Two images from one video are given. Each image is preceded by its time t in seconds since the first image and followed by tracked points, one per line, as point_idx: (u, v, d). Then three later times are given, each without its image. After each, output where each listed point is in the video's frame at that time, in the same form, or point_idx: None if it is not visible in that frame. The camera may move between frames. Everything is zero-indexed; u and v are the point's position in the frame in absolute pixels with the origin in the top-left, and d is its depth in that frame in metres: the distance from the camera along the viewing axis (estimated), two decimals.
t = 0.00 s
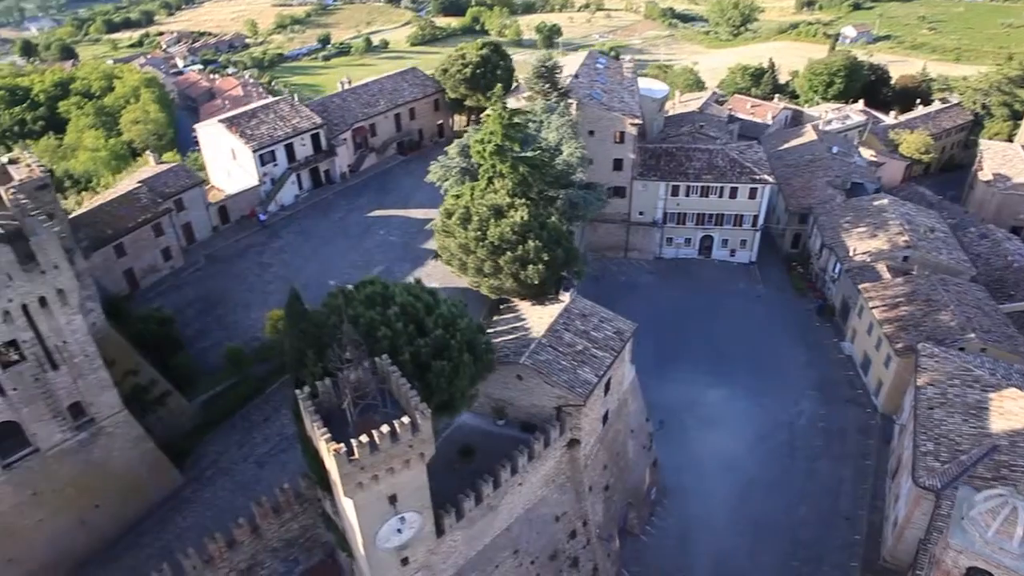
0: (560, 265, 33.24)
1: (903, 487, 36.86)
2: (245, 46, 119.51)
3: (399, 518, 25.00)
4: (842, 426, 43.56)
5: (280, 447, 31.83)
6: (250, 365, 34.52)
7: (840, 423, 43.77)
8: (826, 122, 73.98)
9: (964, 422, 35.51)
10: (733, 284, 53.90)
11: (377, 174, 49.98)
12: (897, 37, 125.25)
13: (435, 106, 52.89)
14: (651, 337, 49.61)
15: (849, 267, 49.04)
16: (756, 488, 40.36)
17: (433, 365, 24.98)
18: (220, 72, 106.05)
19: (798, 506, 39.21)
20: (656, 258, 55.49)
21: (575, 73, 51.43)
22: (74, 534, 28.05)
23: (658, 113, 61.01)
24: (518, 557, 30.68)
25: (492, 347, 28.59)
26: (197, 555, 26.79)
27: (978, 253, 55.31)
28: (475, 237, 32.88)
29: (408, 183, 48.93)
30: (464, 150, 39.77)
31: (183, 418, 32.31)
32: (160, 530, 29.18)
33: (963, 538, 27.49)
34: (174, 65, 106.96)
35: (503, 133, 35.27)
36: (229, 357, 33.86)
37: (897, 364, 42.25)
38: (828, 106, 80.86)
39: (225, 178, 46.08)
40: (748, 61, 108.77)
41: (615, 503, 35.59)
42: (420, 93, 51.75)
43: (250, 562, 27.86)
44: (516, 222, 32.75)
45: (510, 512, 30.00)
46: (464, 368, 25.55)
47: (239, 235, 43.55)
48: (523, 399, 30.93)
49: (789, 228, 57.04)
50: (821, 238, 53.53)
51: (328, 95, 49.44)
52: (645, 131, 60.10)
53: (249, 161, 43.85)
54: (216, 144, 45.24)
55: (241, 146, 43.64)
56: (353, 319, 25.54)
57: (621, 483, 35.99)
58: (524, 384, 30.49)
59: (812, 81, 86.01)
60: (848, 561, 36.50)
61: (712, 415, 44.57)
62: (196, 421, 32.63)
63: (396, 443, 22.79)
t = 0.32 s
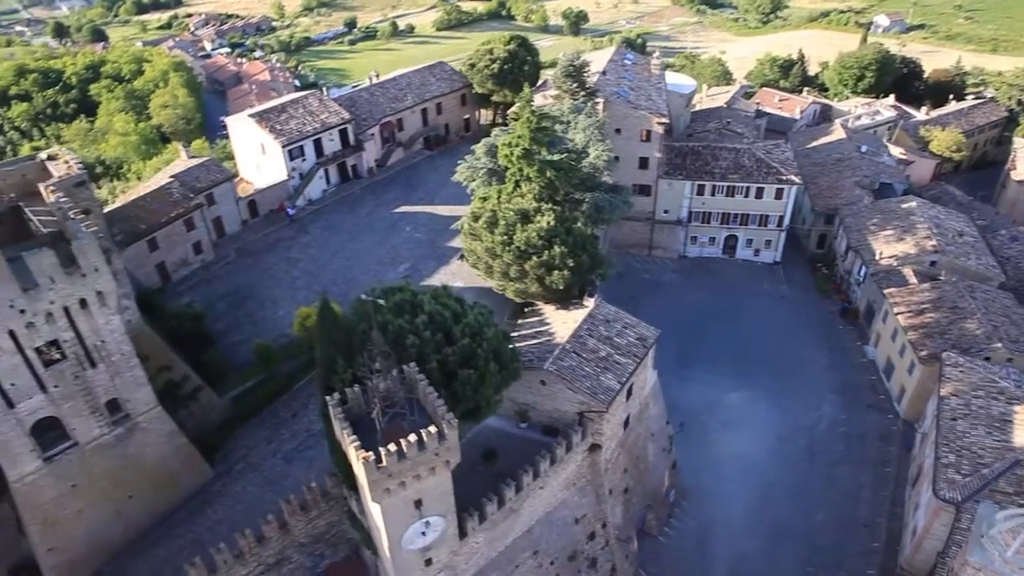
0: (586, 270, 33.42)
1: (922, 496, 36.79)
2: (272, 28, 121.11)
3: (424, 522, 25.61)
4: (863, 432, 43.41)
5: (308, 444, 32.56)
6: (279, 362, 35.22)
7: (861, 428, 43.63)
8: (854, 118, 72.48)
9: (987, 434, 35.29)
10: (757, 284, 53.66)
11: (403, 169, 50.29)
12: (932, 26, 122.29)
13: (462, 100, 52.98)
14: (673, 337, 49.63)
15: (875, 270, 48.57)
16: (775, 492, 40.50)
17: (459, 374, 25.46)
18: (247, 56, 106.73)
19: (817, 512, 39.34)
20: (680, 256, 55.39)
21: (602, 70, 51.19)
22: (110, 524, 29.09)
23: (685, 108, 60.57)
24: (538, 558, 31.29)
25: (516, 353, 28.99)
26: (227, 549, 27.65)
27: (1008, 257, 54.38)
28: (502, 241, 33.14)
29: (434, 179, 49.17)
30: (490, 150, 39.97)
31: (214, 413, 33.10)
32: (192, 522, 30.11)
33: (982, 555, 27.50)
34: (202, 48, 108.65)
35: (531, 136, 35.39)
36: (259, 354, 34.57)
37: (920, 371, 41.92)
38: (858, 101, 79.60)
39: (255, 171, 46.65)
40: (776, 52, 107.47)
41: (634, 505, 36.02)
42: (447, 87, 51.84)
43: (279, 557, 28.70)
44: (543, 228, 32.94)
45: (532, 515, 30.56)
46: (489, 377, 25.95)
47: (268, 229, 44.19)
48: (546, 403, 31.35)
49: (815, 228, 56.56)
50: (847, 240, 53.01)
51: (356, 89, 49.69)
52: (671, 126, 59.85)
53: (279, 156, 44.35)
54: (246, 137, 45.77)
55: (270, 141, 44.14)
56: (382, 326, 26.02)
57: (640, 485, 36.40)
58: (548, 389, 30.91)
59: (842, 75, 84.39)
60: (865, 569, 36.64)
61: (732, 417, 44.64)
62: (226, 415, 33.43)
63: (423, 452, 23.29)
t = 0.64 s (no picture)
0: (610, 277, 33.65)
1: (941, 507, 36.71)
2: (298, 13, 124.00)
3: (447, 526, 26.22)
4: (883, 440, 43.18)
5: (333, 442, 33.29)
6: (306, 360, 35.90)
7: (881, 436, 43.40)
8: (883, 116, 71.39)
9: (1010, 449, 35.12)
10: (780, 285, 53.38)
11: (429, 166, 50.60)
12: (968, 17, 119.29)
13: (488, 97, 53.14)
14: (695, 338, 49.50)
15: (900, 276, 48.07)
16: (793, 498, 40.49)
17: (484, 383, 25.97)
18: (275, 44, 107.79)
19: (835, 518, 39.33)
20: (703, 256, 55.27)
21: (629, 68, 50.90)
22: (143, 516, 30.08)
23: (712, 106, 60.14)
24: (556, 560, 31.89)
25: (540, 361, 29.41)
26: (255, 545, 28.50)
27: None
28: (527, 247, 33.52)
29: (459, 176, 49.43)
30: (517, 152, 40.18)
31: (243, 409, 33.88)
32: (221, 516, 31.03)
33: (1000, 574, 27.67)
34: (229, 32, 110.66)
35: (558, 142, 35.52)
36: (286, 352, 35.29)
37: (944, 381, 41.54)
38: (888, 97, 78.29)
39: (283, 167, 47.25)
40: (805, 44, 105.98)
41: (651, 508, 36.43)
42: (474, 84, 51.98)
43: (304, 553, 29.51)
44: (568, 235, 33.21)
45: (551, 518, 31.09)
46: (513, 387, 26.43)
47: (295, 225, 44.82)
48: (568, 409, 31.78)
49: (840, 230, 56.07)
50: (872, 244, 52.46)
51: (383, 85, 49.94)
52: (697, 124, 59.55)
53: (307, 152, 44.84)
54: (275, 133, 46.28)
55: (298, 137, 44.64)
56: (409, 335, 26.57)
57: (658, 489, 36.77)
58: (570, 395, 31.33)
59: (871, 70, 83.22)
60: None
61: (752, 421, 44.57)
62: (255, 411, 34.22)
63: (448, 460, 23.82)
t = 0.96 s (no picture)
0: (632, 286, 33.90)
1: (959, 520, 36.50)
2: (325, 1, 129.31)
3: (468, 530, 26.79)
4: (902, 449, 42.70)
5: (357, 442, 34.00)
6: (330, 359, 36.53)
7: (900, 445, 42.90)
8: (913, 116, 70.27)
9: None
10: (803, 289, 53.02)
11: (453, 163, 50.89)
12: (1005, 11, 116.36)
13: (513, 94, 53.43)
14: (716, 340, 49.29)
15: (924, 283, 47.59)
16: (810, 505, 40.38)
17: (508, 394, 26.47)
18: (301, 30, 108.36)
19: (851, 526, 39.17)
20: (725, 258, 55.10)
21: (656, 69, 50.72)
22: (173, 509, 31.00)
23: (738, 105, 59.77)
24: (573, 562, 32.41)
25: (562, 369, 29.76)
26: (281, 542, 29.23)
27: None
28: (551, 254, 33.88)
29: (483, 175, 49.67)
30: (542, 156, 40.37)
31: (270, 406, 34.60)
32: (248, 511, 31.85)
33: None
34: (255, 18, 112.84)
35: (584, 149, 35.73)
36: (313, 351, 35.99)
37: (965, 393, 41.02)
38: (919, 96, 76.92)
39: (311, 163, 47.71)
40: (835, 38, 104.32)
41: (668, 513, 36.76)
42: (500, 82, 52.27)
43: (328, 550, 30.21)
44: (592, 243, 33.46)
45: (570, 522, 31.58)
46: (536, 398, 26.89)
47: (321, 222, 45.44)
48: (588, 416, 32.16)
49: (865, 234, 55.56)
50: (897, 249, 51.86)
51: (410, 82, 50.31)
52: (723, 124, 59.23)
53: (334, 150, 45.33)
54: (302, 130, 46.79)
55: (326, 134, 45.11)
56: (435, 344, 27.08)
57: (676, 494, 37.07)
58: (590, 403, 31.69)
59: (902, 67, 81.79)
60: None
61: (771, 426, 44.40)
62: (281, 408, 34.93)
63: (470, 470, 24.33)
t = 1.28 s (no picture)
0: (654, 295, 34.26)
1: (974, 533, 36.30)
2: None
3: (487, 535, 27.20)
4: (920, 458, 42.48)
5: (379, 442, 34.60)
6: (353, 358, 37.09)
7: (919, 454, 42.69)
8: (943, 116, 69.24)
9: None
10: (825, 293, 52.75)
11: (477, 162, 51.18)
12: None
13: (538, 93, 53.72)
14: (735, 343, 49.23)
15: (948, 292, 47.14)
16: (826, 512, 40.37)
17: (529, 404, 27.00)
18: (326, 18, 108.86)
19: (866, 535, 39.12)
20: (748, 260, 54.98)
21: (683, 70, 50.52)
22: (201, 503, 31.78)
23: (764, 106, 59.40)
24: (589, 565, 32.79)
25: (582, 378, 30.16)
26: (304, 539, 29.86)
27: None
28: (574, 262, 34.36)
29: (507, 174, 49.89)
30: (567, 160, 40.58)
31: (295, 404, 35.26)
32: (272, 507, 32.57)
33: None
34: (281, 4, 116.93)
35: (609, 157, 36.10)
36: (336, 350, 36.57)
37: (985, 405, 40.68)
38: (950, 95, 75.69)
39: (336, 159, 48.39)
40: (865, 32, 102.69)
41: (683, 518, 37.03)
42: (525, 80, 52.57)
43: (350, 548, 30.79)
44: (615, 252, 33.82)
45: (587, 526, 31.91)
46: (556, 408, 27.38)
47: (345, 219, 46.01)
48: (606, 423, 32.52)
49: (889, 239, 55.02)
50: (921, 256, 51.35)
51: (436, 80, 50.69)
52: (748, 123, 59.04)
53: (360, 148, 45.87)
54: (329, 127, 47.31)
55: (352, 133, 45.62)
56: (459, 353, 27.65)
57: (692, 499, 37.30)
58: (609, 411, 32.03)
59: (933, 66, 80.43)
60: None
61: (789, 431, 44.37)
62: (305, 406, 35.58)
63: (492, 479, 24.84)
